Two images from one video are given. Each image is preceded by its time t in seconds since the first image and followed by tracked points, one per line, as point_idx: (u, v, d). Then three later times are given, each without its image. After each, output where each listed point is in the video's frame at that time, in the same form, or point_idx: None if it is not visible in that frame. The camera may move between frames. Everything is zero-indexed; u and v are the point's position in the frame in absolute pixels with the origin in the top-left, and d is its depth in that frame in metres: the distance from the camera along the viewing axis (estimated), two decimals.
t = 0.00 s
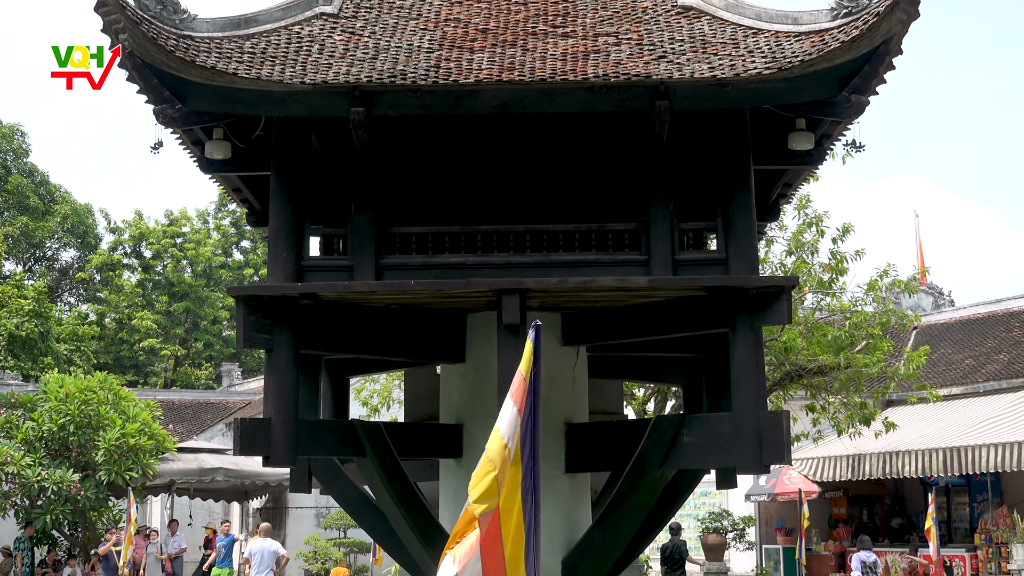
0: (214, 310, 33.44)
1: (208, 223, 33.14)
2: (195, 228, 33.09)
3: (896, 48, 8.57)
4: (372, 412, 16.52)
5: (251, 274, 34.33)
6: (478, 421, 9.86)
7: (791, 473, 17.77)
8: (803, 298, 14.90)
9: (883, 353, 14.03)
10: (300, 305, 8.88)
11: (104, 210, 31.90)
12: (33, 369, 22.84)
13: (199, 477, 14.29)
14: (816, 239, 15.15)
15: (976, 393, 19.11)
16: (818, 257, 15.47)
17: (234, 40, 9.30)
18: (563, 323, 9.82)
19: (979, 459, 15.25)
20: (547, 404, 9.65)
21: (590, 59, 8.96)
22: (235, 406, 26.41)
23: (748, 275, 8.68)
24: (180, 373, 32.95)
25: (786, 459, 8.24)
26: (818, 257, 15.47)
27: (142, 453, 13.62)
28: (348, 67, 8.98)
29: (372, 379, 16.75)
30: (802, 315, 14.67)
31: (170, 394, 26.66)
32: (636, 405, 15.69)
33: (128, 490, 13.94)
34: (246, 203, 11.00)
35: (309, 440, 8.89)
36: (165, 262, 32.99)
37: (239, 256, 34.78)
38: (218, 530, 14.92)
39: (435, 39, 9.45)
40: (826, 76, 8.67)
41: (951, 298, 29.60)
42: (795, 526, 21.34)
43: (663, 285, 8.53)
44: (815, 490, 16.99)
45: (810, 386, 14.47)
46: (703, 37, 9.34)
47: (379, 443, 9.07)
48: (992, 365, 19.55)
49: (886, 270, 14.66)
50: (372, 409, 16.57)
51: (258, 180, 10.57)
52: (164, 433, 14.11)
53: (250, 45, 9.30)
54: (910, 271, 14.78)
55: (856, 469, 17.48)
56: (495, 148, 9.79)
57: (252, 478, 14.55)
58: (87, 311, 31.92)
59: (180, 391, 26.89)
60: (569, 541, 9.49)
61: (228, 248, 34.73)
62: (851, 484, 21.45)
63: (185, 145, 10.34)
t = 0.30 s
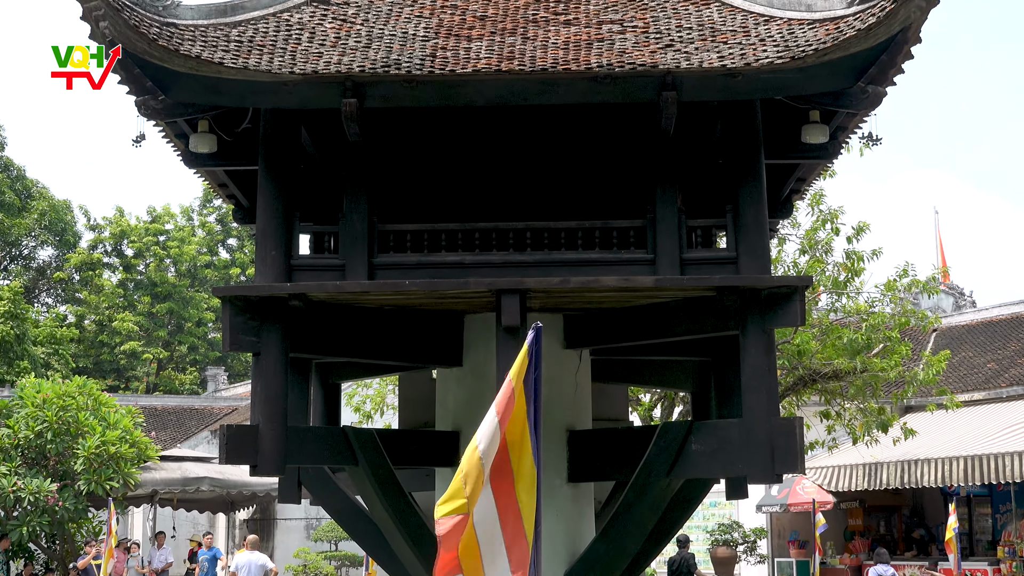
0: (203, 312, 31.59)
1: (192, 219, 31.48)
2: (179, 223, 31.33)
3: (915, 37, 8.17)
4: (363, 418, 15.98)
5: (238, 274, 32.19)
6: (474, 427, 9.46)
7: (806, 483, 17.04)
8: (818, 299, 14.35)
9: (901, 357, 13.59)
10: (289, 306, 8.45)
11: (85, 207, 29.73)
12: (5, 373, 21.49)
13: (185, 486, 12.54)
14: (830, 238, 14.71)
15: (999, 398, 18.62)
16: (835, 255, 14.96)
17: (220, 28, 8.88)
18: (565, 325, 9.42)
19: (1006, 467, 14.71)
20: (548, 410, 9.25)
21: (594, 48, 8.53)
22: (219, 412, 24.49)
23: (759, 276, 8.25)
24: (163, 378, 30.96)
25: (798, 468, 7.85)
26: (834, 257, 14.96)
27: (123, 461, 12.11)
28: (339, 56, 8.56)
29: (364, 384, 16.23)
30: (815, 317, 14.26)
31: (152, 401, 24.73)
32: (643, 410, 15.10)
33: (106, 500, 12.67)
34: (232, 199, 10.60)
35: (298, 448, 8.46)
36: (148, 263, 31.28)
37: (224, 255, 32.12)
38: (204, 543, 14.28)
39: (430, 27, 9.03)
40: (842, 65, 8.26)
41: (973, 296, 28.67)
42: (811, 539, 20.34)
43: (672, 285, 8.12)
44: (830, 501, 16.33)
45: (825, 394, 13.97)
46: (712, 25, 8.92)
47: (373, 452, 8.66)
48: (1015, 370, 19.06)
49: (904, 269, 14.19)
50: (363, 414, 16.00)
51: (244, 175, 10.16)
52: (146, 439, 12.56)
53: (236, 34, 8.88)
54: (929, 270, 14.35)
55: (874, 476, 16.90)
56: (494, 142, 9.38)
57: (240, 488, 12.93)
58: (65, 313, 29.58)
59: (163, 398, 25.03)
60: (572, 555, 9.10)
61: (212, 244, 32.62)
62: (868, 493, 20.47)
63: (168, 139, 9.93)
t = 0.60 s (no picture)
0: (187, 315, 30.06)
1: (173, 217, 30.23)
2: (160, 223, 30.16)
3: (938, 22, 7.71)
4: (355, 425, 15.45)
5: (220, 274, 31.21)
6: (472, 437, 9.04)
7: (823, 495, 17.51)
8: (835, 300, 13.88)
9: (924, 361, 13.11)
10: (276, 307, 7.99)
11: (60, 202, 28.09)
12: None
13: (165, 498, 12.05)
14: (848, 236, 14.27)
15: None
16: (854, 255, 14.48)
17: (204, 14, 8.43)
18: (567, 327, 9.00)
19: None
20: (549, 419, 8.87)
21: (598, 35, 8.07)
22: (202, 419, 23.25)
23: (773, 276, 7.78)
24: (143, 384, 29.69)
25: (815, 479, 7.42)
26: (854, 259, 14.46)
27: (100, 472, 11.28)
28: (329, 43, 8.10)
29: (356, 391, 15.76)
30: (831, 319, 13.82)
31: (131, 407, 23.52)
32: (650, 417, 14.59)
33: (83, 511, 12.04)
34: (217, 194, 10.25)
35: (286, 458, 8.03)
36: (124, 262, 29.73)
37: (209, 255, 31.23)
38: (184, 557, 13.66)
39: (426, 12, 8.57)
40: (861, 52, 7.81)
41: (996, 300, 27.95)
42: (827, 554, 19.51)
43: (682, 286, 7.67)
44: (848, 514, 16.77)
45: (843, 401, 13.49)
46: (723, 11, 8.46)
47: (365, 463, 8.23)
48: None
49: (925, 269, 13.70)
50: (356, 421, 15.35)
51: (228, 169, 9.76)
52: (124, 448, 11.70)
53: (222, 20, 8.43)
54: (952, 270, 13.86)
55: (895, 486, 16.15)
56: (493, 126, 8.97)
57: (222, 500, 12.52)
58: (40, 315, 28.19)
59: (143, 404, 23.75)
60: (575, 570, 8.67)
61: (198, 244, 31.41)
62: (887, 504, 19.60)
63: (149, 131, 9.52)
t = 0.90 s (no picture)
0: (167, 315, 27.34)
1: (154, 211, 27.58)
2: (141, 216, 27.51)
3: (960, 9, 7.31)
4: (346, 432, 14.96)
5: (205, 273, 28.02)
6: (469, 444, 8.68)
7: (838, 506, 16.25)
8: (851, 301, 13.24)
9: (945, 366, 12.70)
10: (264, 308, 7.58)
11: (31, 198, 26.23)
12: None
13: (147, 510, 9.69)
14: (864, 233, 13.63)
15: None
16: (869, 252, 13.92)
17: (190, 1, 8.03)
18: (570, 331, 8.63)
19: None
20: (552, 426, 8.56)
21: (602, 22, 7.67)
22: (186, 427, 22.43)
23: (787, 277, 7.36)
24: (123, 389, 27.23)
25: (831, 489, 7.08)
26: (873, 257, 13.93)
27: (79, 481, 9.13)
28: (319, 31, 7.70)
29: (347, 396, 15.29)
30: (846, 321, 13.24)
31: (111, 414, 22.59)
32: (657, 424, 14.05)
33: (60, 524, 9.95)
34: (201, 189, 9.97)
35: (273, 467, 7.66)
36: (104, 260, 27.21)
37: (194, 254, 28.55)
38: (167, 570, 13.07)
39: None
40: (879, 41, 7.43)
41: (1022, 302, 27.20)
42: (841, 568, 18.70)
43: (692, 286, 7.27)
44: (865, 526, 15.67)
45: (861, 405, 13.09)
46: None
47: (357, 470, 7.87)
48: None
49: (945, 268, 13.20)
50: (348, 428, 14.85)
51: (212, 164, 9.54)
52: (105, 456, 9.54)
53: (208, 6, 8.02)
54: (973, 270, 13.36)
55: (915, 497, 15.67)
56: (498, 117, 8.63)
57: (210, 512, 10.03)
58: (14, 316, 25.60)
59: (123, 410, 23.07)
60: None
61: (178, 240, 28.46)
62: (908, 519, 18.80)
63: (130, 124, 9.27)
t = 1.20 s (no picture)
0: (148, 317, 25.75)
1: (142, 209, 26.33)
2: (126, 214, 26.22)
3: None
4: (338, 439, 14.65)
5: (192, 275, 26.02)
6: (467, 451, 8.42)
7: (852, 516, 15.79)
8: (867, 302, 13.03)
9: (963, 370, 12.40)
10: (252, 308, 7.24)
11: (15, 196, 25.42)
12: None
13: (131, 520, 9.36)
14: (880, 231, 13.42)
15: None
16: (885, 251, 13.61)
17: None
18: (572, 333, 8.34)
19: None
20: (553, 431, 8.30)
21: (606, 10, 7.33)
22: (170, 433, 22.01)
23: (802, 277, 7.02)
24: (104, 395, 25.72)
25: (844, 500, 6.74)
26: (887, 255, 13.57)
27: (59, 491, 8.78)
28: (310, 19, 7.35)
29: (340, 401, 14.98)
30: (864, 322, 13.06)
31: (91, 420, 22.10)
32: (661, 429, 13.72)
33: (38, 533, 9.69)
34: (187, 184, 9.76)
35: (262, 477, 7.38)
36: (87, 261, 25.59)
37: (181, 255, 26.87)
38: None
39: None
40: (896, 30, 7.10)
41: None
42: None
43: (700, 286, 6.95)
44: (882, 537, 15.26)
45: (875, 411, 12.88)
46: None
47: (349, 481, 7.76)
48: None
49: (964, 267, 13.03)
50: (341, 434, 14.51)
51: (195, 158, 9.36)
52: (86, 464, 9.15)
53: None
54: (993, 270, 13.17)
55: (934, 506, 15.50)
56: (500, 108, 8.47)
57: (195, 522, 9.76)
58: None
59: (104, 416, 22.45)
60: None
61: (167, 239, 26.66)
62: (924, 528, 18.47)
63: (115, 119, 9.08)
